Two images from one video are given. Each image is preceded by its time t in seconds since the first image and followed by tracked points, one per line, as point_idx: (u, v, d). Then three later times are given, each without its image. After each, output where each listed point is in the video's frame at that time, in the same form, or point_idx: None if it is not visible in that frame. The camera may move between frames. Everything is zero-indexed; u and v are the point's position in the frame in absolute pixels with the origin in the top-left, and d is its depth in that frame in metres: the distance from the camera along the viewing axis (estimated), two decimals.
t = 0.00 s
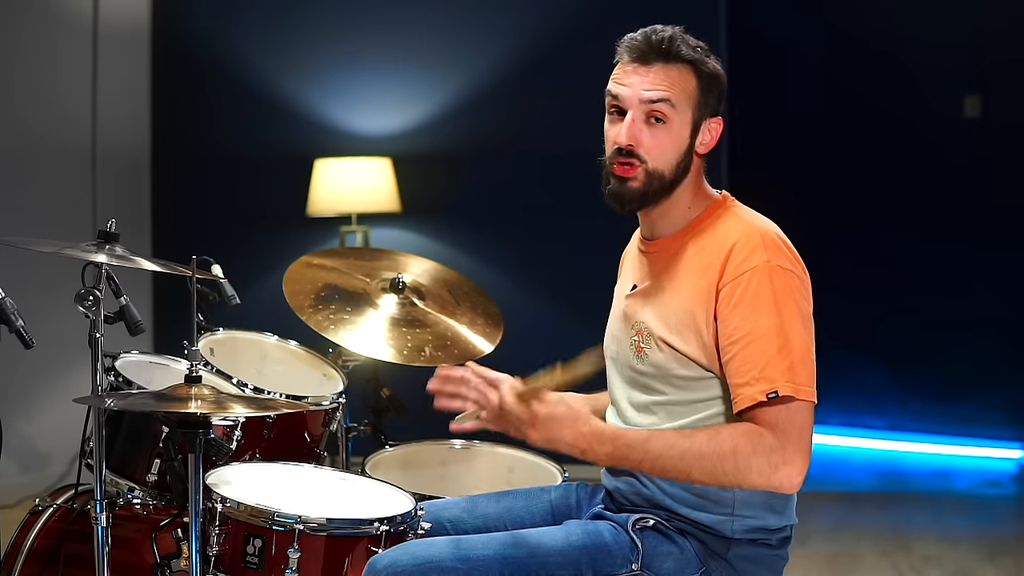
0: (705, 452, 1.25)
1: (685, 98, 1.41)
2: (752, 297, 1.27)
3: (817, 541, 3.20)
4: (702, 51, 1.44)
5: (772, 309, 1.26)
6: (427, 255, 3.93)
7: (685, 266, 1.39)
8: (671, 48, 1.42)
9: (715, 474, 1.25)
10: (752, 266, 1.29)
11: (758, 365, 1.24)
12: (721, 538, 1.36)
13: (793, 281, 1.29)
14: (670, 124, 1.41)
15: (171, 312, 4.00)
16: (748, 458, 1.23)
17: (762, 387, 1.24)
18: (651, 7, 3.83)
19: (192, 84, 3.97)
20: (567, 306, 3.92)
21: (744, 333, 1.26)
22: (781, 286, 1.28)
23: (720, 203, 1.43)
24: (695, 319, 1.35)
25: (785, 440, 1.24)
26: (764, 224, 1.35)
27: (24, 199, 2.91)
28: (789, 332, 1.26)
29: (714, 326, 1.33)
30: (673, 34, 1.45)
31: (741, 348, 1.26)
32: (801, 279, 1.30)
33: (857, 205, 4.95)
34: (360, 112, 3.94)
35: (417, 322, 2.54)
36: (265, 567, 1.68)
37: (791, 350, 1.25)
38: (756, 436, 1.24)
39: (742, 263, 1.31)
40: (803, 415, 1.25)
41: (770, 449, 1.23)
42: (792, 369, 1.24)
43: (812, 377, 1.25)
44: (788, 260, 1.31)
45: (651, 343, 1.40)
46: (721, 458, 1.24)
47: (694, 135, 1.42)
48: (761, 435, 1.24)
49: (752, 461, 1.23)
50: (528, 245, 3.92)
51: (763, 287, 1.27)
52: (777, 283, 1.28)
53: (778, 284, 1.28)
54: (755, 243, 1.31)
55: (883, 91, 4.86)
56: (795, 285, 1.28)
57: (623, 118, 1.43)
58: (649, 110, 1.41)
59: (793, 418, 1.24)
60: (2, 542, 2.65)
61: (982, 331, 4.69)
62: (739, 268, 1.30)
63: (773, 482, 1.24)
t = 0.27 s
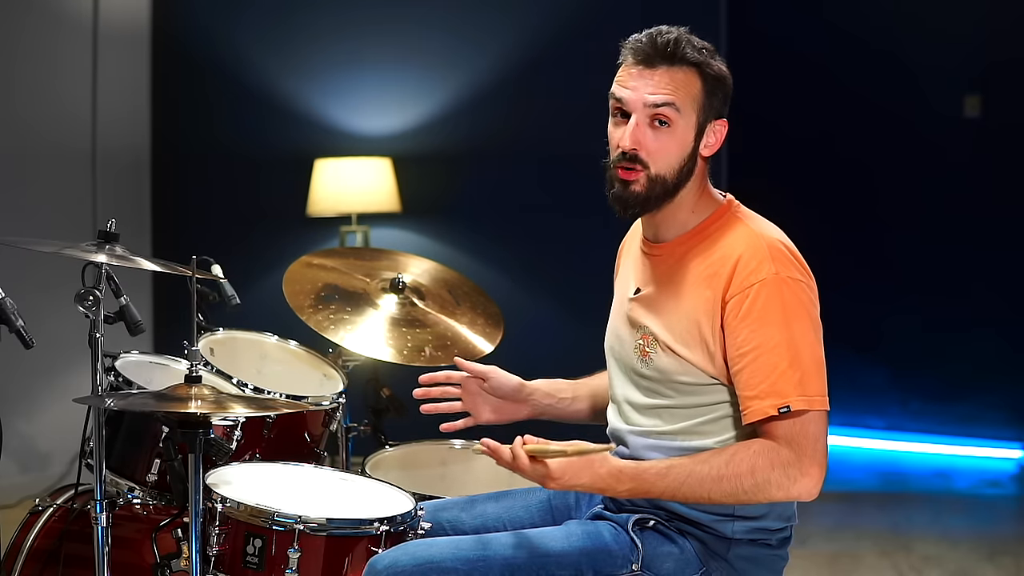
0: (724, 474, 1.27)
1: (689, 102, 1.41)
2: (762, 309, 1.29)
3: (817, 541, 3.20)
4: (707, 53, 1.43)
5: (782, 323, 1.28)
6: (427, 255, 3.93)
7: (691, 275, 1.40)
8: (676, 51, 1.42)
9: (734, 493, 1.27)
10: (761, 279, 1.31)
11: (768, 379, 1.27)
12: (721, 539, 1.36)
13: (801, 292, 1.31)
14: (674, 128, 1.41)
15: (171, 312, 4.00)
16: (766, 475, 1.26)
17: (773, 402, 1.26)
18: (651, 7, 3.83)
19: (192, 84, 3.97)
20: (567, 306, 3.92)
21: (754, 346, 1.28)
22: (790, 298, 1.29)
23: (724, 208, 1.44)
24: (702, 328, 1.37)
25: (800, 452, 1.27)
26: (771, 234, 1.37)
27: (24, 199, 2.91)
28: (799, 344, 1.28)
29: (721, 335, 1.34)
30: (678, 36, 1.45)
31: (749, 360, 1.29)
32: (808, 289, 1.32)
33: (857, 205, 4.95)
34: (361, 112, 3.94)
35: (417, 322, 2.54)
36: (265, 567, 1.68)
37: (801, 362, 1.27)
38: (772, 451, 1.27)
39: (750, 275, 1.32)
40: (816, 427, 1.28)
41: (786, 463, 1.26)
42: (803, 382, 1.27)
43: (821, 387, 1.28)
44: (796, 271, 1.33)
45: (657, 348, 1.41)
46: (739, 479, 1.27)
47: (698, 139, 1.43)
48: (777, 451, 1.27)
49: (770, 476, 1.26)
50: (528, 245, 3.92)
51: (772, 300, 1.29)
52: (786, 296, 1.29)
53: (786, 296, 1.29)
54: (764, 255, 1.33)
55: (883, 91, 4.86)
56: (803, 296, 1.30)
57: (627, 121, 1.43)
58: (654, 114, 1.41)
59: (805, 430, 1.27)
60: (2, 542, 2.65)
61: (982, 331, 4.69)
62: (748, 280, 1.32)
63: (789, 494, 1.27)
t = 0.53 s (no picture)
0: (714, 441, 1.20)
1: (660, 93, 1.39)
2: (762, 304, 1.25)
3: (818, 541, 3.20)
4: (682, 45, 1.41)
5: (783, 318, 1.23)
6: (427, 255, 3.93)
7: (694, 273, 1.38)
8: (646, 46, 1.42)
9: (721, 465, 1.20)
10: (762, 274, 1.27)
11: (767, 374, 1.22)
12: (723, 542, 1.36)
13: (805, 290, 1.26)
14: (646, 119, 1.39)
15: (171, 312, 4.00)
16: (758, 455, 1.19)
17: (771, 395, 1.20)
18: (651, 7, 3.83)
19: (192, 84, 3.97)
20: (567, 306, 3.92)
21: (754, 341, 1.23)
22: (792, 294, 1.25)
23: (730, 208, 1.41)
24: (705, 326, 1.34)
25: (796, 441, 1.19)
26: (776, 233, 1.33)
27: (24, 199, 2.91)
28: (800, 340, 1.23)
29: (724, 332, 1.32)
30: (655, 33, 1.44)
31: (748, 357, 1.24)
32: (812, 287, 1.28)
33: (857, 205, 4.95)
34: (361, 112, 3.94)
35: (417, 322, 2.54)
36: (265, 567, 1.68)
37: (801, 358, 1.22)
38: (767, 435, 1.19)
39: (752, 271, 1.28)
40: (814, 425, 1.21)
41: (780, 447, 1.19)
42: (801, 377, 1.21)
43: (822, 386, 1.21)
44: (800, 269, 1.28)
45: (660, 350, 1.39)
46: (728, 451, 1.20)
47: (676, 130, 1.39)
48: (772, 434, 1.19)
49: (761, 457, 1.19)
50: (528, 245, 3.92)
51: (773, 295, 1.25)
52: (787, 291, 1.25)
53: (789, 294, 1.25)
54: (767, 251, 1.29)
55: (883, 91, 4.86)
56: (806, 294, 1.26)
57: (601, 120, 1.44)
58: (623, 108, 1.41)
59: (804, 426, 1.20)
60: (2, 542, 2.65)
61: (982, 331, 4.69)
62: (749, 276, 1.28)
63: (779, 487, 1.19)
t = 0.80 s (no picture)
0: (683, 411, 1.15)
1: (626, 95, 1.43)
2: (746, 271, 1.28)
3: (818, 541, 3.20)
4: (645, 48, 1.45)
5: (762, 283, 1.26)
6: (427, 255, 3.93)
7: (692, 254, 1.41)
8: (614, 55, 1.47)
9: (681, 436, 1.15)
10: (749, 243, 1.30)
11: (741, 337, 1.23)
12: (722, 542, 1.36)
13: (790, 262, 1.28)
14: (617, 122, 1.43)
15: (171, 312, 4.00)
16: (719, 425, 1.16)
17: (738, 356, 1.22)
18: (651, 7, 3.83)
19: (192, 84, 3.97)
20: (567, 306, 3.92)
21: (733, 305, 1.26)
22: (775, 263, 1.28)
23: (726, 197, 1.44)
24: (701, 303, 1.36)
25: (755, 408, 1.20)
26: (768, 212, 1.36)
27: (25, 199, 2.91)
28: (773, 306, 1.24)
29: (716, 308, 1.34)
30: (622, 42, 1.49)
31: (724, 321, 1.26)
32: (798, 262, 1.30)
33: (858, 205, 4.95)
34: (361, 112, 3.94)
35: (417, 322, 2.53)
36: (265, 567, 1.68)
37: (775, 322, 1.23)
38: (727, 404, 1.18)
39: (740, 241, 1.32)
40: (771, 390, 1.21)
41: (741, 416, 1.18)
42: (773, 342, 1.22)
43: (796, 353, 1.22)
44: (788, 244, 1.31)
45: (662, 335, 1.41)
46: (693, 423, 1.15)
47: (647, 126, 1.42)
48: (734, 403, 1.19)
49: (722, 428, 1.16)
50: (528, 245, 3.92)
51: (756, 261, 1.28)
52: (771, 260, 1.28)
53: (772, 261, 1.28)
54: (756, 223, 1.33)
55: (883, 91, 4.86)
56: (791, 265, 1.28)
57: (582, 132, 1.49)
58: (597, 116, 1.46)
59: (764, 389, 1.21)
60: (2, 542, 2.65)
61: (983, 331, 4.68)
62: (738, 245, 1.32)
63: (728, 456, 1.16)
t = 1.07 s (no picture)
0: (680, 425, 1.24)
1: (618, 102, 1.48)
2: (738, 270, 1.32)
3: (818, 541, 3.20)
4: (635, 55, 1.50)
5: (755, 282, 1.30)
6: (427, 255, 3.93)
7: (685, 255, 1.44)
8: (605, 63, 1.52)
9: (681, 450, 1.24)
10: (741, 242, 1.34)
11: (737, 337, 1.28)
12: (725, 541, 1.36)
13: (780, 258, 1.32)
14: (609, 127, 1.48)
15: (171, 312, 4.00)
16: (720, 434, 1.24)
17: (734, 356, 1.27)
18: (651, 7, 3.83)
19: (191, 83, 3.97)
20: (567, 306, 3.92)
21: (727, 306, 1.30)
22: (766, 260, 1.31)
23: (718, 196, 1.48)
24: (695, 304, 1.40)
25: (755, 410, 1.26)
26: (759, 208, 1.40)
27: (24, 199, 2.91)
28: (768, 303, 1.29)
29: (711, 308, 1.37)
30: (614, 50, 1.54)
31: (721, 322, 1.30)
32: (789, 257, 1.34)
33: (857, 205, 4.95)
34: (360, 112, 3.94)
35: (417, 322, 2.54)
36: (265, 567, 1.68)
37: (770, 319, 1.28)
38: (728, 412, 1.25)
39: (733, 239, 1.36)
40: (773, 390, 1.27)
41: (741, 420, 1.25)
42: (768, 339, 1.27)
43: (792, 349, 1.27)
44: (779, 239, 1.35)
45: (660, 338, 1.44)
46: (692, 435, 1.24)
47: (639, 130, 1.47)
48: (731, 406, 1.25)
49: (723, 436, 1.24)
50: (528, 245, 3.92)
51: (748, 260, 1.32)
52: (762, 256, 1.32)
53: (764, 258, 1.32)
54: (747, 221, 1.36)
55: (883, 91, 4.86)
56: (782, 261, 1.32)
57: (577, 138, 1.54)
58: (590, 122, 1.50)
59: (764, 389, 1.26)
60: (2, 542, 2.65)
61: (983, 331, 4.68)
62: (731, 244, 1.35)
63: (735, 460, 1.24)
